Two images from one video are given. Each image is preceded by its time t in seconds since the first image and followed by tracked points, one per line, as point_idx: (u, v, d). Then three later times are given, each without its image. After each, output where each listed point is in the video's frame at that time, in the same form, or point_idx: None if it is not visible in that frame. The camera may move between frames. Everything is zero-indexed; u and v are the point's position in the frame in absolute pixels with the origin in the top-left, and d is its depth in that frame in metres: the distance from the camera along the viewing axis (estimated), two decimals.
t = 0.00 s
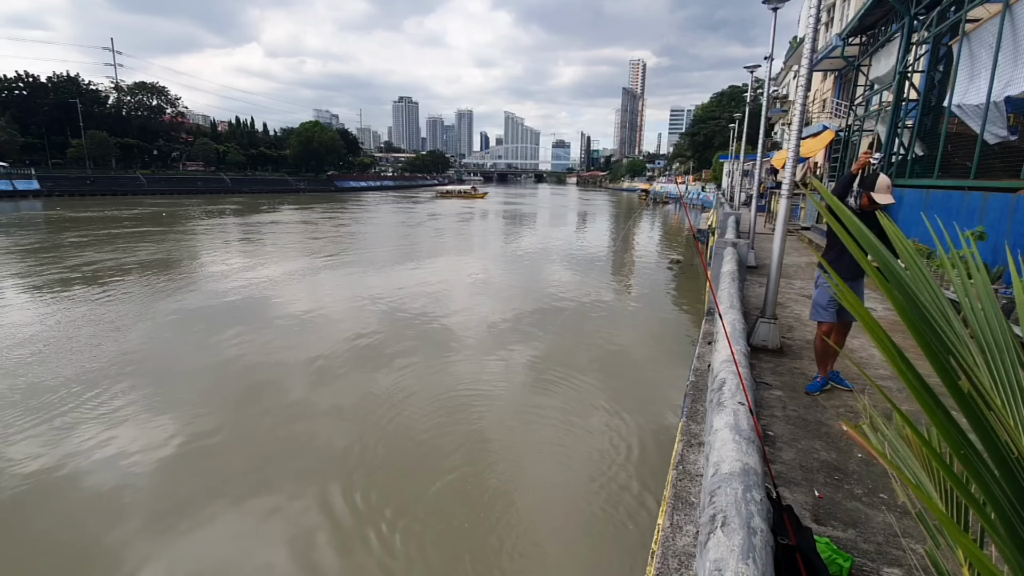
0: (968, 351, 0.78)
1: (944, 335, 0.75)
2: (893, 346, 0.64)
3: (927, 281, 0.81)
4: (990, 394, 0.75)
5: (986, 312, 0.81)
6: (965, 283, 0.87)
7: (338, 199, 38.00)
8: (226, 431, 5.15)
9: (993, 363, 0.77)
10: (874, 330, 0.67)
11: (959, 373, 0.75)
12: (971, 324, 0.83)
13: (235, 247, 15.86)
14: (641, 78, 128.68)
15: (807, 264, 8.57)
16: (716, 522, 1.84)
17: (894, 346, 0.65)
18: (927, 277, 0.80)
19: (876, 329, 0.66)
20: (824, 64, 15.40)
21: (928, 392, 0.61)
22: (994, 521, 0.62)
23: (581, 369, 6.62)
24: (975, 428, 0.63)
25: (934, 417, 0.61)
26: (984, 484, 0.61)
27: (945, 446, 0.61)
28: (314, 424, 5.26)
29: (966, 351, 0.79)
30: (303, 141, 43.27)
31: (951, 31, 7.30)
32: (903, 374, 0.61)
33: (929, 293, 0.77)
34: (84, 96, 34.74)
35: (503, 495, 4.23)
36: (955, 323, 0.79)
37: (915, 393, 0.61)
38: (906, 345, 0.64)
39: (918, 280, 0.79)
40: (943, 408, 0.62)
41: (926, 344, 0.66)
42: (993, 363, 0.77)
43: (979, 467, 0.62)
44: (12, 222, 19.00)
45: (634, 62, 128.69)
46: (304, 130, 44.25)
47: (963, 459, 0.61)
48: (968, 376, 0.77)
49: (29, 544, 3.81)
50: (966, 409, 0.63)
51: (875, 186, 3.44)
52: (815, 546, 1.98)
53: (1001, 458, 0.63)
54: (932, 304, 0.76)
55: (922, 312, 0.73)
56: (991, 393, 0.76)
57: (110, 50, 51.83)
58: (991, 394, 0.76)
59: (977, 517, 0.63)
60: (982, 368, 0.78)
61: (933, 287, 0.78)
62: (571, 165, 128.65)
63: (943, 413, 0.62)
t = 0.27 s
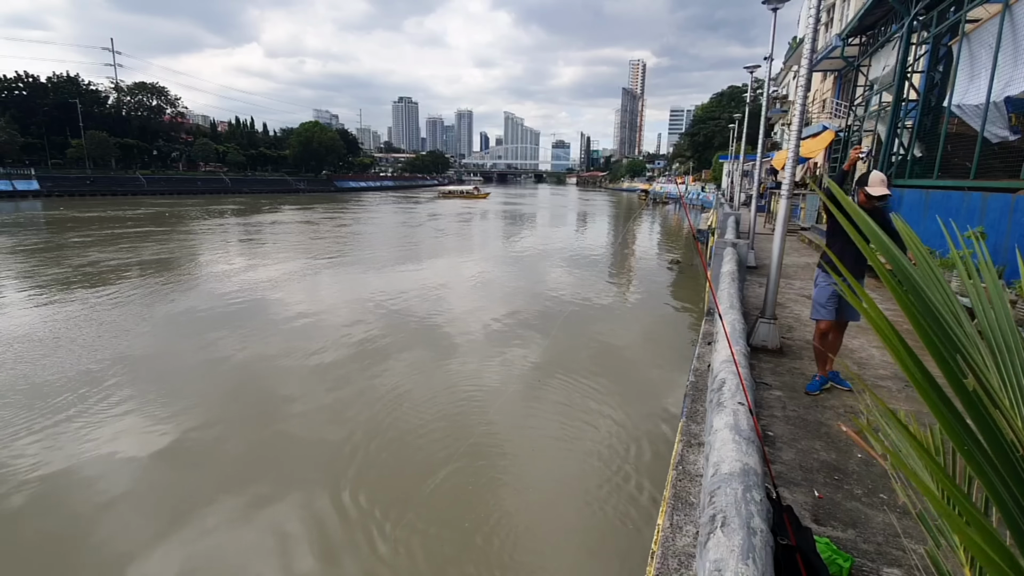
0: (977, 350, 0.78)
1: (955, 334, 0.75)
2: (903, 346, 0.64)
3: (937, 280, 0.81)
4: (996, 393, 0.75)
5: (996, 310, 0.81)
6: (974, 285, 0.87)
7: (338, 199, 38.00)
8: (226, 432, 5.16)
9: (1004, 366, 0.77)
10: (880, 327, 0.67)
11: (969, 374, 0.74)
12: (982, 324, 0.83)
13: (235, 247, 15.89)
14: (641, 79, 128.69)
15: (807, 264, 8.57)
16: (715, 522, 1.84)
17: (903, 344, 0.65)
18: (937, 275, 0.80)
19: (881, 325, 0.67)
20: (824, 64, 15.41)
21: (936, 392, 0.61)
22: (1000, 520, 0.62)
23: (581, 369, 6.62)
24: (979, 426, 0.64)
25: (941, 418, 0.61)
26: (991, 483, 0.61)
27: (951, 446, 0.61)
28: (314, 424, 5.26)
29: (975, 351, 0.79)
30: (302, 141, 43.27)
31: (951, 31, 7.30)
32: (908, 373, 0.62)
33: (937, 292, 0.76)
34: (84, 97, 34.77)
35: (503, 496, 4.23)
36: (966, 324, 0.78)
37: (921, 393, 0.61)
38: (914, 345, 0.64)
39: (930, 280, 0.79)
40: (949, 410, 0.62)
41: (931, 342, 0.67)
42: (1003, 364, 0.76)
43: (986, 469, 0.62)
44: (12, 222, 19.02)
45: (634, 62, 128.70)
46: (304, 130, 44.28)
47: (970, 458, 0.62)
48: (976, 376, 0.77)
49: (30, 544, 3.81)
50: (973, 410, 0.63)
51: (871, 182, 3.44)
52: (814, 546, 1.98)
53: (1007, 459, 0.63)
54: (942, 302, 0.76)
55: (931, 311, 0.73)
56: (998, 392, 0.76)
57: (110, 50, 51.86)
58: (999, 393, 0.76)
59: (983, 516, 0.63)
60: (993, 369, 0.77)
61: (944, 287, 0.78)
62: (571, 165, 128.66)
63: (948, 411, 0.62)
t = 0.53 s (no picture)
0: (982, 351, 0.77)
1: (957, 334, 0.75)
2: (902, 346, 0.64)
3: (942, 278, 0.80)
4: (1001, 393, 0.74)
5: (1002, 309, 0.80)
6: (980, 284, 0.86)
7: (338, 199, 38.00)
8: (225, 432, 5.15)
9: (1010, 366, 0.76)
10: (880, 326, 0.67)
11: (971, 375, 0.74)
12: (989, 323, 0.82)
13: (235, 247, 15.89)
14: (641, 79, 128.70)
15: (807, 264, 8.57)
16: (715, 522, 1.84)
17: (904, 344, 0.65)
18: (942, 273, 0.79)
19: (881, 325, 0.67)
20: (824, 64, 15.40)
21: (936, 394, 0.61)
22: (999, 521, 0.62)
23: (581, 369, 6.62)
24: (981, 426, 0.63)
25: (941, 420, 0.61)
26: (990, 484, 0.61)
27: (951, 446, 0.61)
28: (313, 424, 5.25)
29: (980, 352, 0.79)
30: (302, 141, 43.26)
31: (951, 31, 7.29)
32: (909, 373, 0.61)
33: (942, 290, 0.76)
34: (84, 96, 34.76)
35: (503, 496, 4.23)
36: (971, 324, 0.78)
37: (922, 393, 0.61)
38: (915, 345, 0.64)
39: (936, 280, 0.78)
40: (950, 411, 0.62)
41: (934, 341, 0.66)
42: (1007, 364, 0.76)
43: (985, 469, 0.62)
44: (12, 222, 19.02)
45: (634, 62, 128.70)
46: (304, 130, 44.31)
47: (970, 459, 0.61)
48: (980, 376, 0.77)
49: (29, 543, 3.81)
50: (974, 411, 0.63)
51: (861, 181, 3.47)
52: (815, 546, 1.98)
53: (1008, 460, 0.63)
54: (945, 301, 0.76)
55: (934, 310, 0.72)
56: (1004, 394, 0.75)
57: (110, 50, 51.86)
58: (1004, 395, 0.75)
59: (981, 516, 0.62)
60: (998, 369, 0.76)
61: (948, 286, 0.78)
62: (571, 165, 128.67)
63: (952, 414, 0.62)
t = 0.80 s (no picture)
0: (972, 350, 0.78)
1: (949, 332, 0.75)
2: (901, 345, 0.64)
3: (928, 278, 0.81)
4: (993, 393, 0.75)
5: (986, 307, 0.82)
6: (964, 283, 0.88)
7: (338, 200, 38.00)
8: (225, 432, 5.15)
9: (1000, 366, 0.76)
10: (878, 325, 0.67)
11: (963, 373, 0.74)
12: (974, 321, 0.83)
13: (235, 247, 15.89)
14: (641, 79, 128.70)
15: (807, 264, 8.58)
16: (715, 522, 1.84)
17: (902, 344, 0.65)
18: (927, 273, 0.81)
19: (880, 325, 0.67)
20: (824, 64, 15.40)
21: (936, 392, 0.61)
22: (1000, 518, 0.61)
23: (581, 369, 6.62)
24: (977, 425, 0.64)
25: (941, 419, 0.61)
26: (989, 482, 0.61)
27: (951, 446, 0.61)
28: (313, 424, 5.25)
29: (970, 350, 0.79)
30: (303, 142, 43.28)
31: (951, 31, 7.29)
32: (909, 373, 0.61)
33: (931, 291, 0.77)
34: (84, 96, 34.78)
35: (503, 495, 4.24)
36: (957, 322, 0.79)
37: (923, 393, 0.61)
38: (914, 344, 0.64)
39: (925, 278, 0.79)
40: (950, 409, 0.62)
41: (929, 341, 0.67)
42: (994, 362, 0.76)
43: (984, 467, 0.62)
44: (12, 222, 19.02)
45: (634, 62, 128.70)
46: (304, 130, 44.32)
47: (968, 457, 0.61)
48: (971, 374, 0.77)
49: (29, 544, 3.81)
50: (972, 409, 0.63)
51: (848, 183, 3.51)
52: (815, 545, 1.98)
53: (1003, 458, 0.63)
54: (933, 300, 0.77)
55: (927, 310, 0.73)
56: (994, 393, 0.75)
57: (110, 50, 51.83)
58: (994, 393, 0.75)
59: (981, 515, 0.62)
60: (985, 367, 0.77)
61: (934, 284, 0.79)
62: (571, 165, 128.67)
63: (950, 413, 0.62)
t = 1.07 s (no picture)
0: (965, 350, 0.78)
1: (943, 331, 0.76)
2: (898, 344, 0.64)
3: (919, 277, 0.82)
4: (987, 392, 0.75)
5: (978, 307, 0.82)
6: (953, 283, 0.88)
7: (338, 199, 37.99)
8: (225, 432, 5.15)
9: (993, 364, 0.77)
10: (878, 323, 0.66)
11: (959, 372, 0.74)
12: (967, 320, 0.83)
13: (235, 247, 15.88)
14: (641, 79, 128.70)
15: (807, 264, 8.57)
16: (715, 522, 1.84)
17: (902, 343, 0.65)
18: (918, 273, 0.81)
19: (879, 324, 0.66)
20: (824, 64, 15.39)
21: (934, 391, 0.61)
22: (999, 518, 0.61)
23: (581, 369, 6.62)
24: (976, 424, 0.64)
25: (941, 419, 0.61)
26: (988, 482, 0.61)
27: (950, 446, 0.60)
28: (313, 424, 5.25)
29: (962, 350, 0.79)
30: (303, 142, 43.27)
31: (951, 31, 7.29)
32: (907, 373, 0.61)
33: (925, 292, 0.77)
34: (84, 96, 34.75)
35: (502, 495, 4.24)
36: (949, 321, 0.79)
37: (921, 393, 0.60)
38: (912, 344, 0.64)
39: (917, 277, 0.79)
40: (949, 409, 0.62)
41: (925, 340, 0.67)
42: (986, 360, 0.77)
43: (983, 467, 0.62)
44: (12, 222, 19.00)
45: (634, 62, 128.71)
46: (304, 130, 44.33)
47: (968, 457, 0.61)
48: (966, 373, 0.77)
49: (29, 544, 3.80)
50: (971, 408, 0.63)
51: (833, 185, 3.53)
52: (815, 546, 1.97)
53: (1000, 457, 0.63)
54: (926, 300, 0.77)
55: (923, 310, 0.73)
56: (988, 392, 0.76)
57: (109, 50, 51.80)
58: (989, 392, 0.76)
59: (980, 515, 0.62)
60: (976, 365, 0.77)
61: (925, 284, 0.79)
62: (571, 165, 128.67)
63: (950, 414, 0.62)
